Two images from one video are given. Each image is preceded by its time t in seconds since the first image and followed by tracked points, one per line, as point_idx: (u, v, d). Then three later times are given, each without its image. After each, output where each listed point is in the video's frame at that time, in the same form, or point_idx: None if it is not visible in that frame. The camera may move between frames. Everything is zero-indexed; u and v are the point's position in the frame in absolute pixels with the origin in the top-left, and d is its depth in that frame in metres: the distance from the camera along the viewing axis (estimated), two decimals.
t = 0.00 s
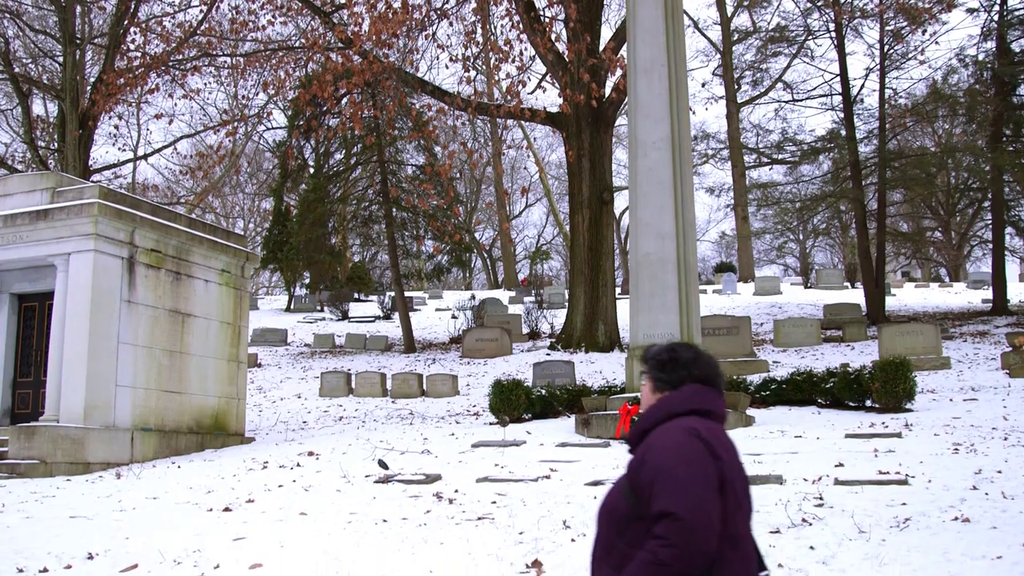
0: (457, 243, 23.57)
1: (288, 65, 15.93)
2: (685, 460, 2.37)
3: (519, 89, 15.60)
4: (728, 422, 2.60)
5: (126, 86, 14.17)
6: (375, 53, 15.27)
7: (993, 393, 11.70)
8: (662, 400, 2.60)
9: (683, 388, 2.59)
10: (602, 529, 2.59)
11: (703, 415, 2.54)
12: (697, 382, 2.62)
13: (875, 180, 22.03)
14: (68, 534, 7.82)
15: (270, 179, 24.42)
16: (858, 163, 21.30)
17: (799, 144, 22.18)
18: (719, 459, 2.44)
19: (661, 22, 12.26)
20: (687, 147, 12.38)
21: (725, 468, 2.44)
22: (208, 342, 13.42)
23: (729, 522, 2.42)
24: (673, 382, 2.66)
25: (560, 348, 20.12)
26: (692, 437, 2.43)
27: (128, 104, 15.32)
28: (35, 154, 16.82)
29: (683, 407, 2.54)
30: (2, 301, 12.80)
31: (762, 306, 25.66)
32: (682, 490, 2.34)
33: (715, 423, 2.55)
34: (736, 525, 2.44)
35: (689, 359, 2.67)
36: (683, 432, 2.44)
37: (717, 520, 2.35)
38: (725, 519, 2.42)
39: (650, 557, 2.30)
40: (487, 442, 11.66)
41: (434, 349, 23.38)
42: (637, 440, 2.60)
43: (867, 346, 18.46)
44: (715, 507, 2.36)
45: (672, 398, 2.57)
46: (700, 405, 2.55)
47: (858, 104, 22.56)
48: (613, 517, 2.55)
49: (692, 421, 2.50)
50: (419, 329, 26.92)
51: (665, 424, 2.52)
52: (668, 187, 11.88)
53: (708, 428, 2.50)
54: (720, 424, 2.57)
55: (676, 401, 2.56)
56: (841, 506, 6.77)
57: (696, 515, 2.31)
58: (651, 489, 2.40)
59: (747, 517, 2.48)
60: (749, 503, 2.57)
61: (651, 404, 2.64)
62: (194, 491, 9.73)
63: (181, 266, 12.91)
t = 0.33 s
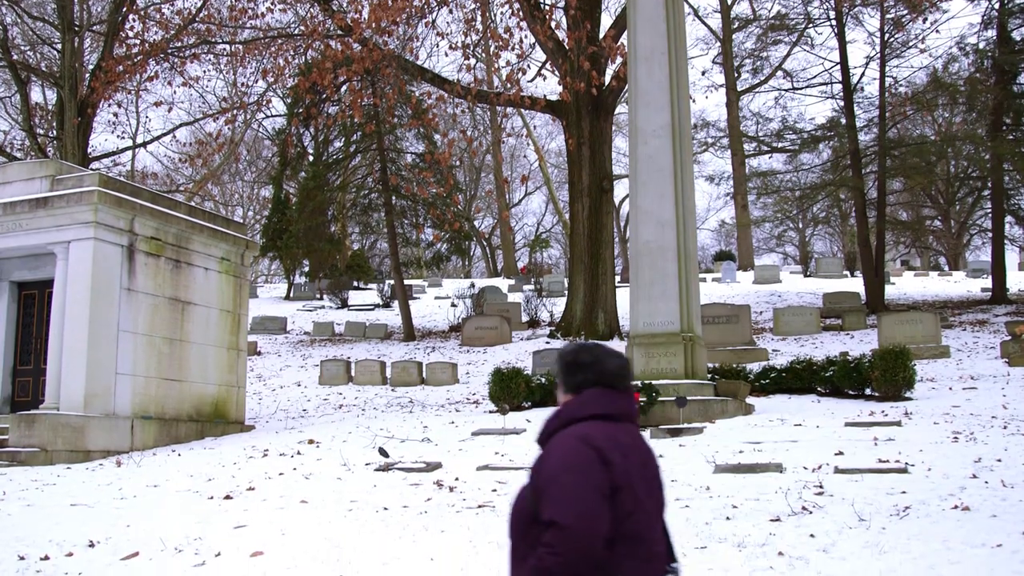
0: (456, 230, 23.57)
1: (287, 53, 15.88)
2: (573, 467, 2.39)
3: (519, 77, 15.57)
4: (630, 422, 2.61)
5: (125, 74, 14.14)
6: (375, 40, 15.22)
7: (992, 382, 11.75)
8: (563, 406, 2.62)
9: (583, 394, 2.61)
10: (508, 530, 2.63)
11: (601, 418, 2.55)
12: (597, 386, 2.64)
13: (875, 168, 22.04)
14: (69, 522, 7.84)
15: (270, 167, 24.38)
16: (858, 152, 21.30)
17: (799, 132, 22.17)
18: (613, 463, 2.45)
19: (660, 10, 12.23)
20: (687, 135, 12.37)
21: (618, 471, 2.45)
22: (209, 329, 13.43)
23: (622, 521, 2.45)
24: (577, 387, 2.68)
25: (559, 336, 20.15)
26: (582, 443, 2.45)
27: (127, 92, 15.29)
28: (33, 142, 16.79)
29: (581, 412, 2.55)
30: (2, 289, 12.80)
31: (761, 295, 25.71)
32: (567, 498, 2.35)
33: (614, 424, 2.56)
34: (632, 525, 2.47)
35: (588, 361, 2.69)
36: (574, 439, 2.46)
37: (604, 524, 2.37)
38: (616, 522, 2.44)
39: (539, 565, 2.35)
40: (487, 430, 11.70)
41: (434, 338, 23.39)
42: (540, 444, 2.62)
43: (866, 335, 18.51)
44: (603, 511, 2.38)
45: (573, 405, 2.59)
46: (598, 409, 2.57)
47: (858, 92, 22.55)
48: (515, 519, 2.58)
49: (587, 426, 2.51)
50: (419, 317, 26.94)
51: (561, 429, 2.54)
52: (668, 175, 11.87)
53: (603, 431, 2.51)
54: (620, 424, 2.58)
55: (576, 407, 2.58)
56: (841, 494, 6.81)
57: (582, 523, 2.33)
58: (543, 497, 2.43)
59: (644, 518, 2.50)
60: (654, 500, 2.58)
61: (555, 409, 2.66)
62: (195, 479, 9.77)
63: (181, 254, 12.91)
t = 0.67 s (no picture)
0: (456, 223, 23.55)
1: (286, 45, 15.84)
2: (487, 454, 2.56)
3: (518, 68, 15.54)
4: (551, 408, 2.77)
5: (124, 66, 14.13)
6: (375, 32, 15.17)
7: (992, 375, 11.79)
8: (487, 396, 2.79)
9: (504, 383, 2.78)
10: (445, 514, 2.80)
11: (521, 405, 2.72)
12: (519, 375, 2.80)
13: (875, 161, 22.02)
14: (71, 514, 7.86)
15: (270, 159, 24.36)
16: (858, 144, 21.29)
17: (799, 124, 22.16)
18: (528, 450, 2.61)
19: (660, 3, 12.21)
20: (688, 128, 12.36)
21: (534, 455, 2.62)
22: (210, 321, 13.46)
23: (540, 504, 2.62)
24: (500, 376, 2.84)
25: (560, 328, 20.16)
26: (498, 430, 2.62)
27: (126, 84, 15.26)
28: (32, 134, 16.76)
29: (502, 402, 2.72)
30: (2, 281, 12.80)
31: (761, 288, 25.73)
32: (481, 483, 2.52)
33: (533, 411, 2.72)
34: (551, 507, 2.62)
35: (509, 351, 2.85)
36: (490, 427, 2.63)
37: (518, 506, 2.53)
38: (532, 503, 2.60)
39: (458, 547, 2.51)
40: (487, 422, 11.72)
41: (433, 330, 23.41)
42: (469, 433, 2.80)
43: (866, 327, 18.54)
44: (518, 494, 2.54)
45: (496, 395, 2.76)
46: (518, 398, 2.73)
47: (858, 85, 22.54)
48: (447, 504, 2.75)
49: (506, 414, 2.69)
50: (419, 309, 26.95)
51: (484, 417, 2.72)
52: (668, 167, 11.87)
53: (521, 417, 2.67)
54: (540, 411, 2.74)
55: (497, 397, 2.75)
56: (841, 486, 6.84)
57: (496, 505, 2.50)
58: (464, 483, 2.60)
59: (565, 499, 2.65)
60: (577, 483, 2.73)
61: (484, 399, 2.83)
62: (196, 471, 9.79)
63: (181, 246, 12.90)
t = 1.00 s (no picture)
0: (456, 214, 23.55)
1: (286, 36, 15.79)
2: (438, 451, 2.59)
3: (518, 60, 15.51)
4: (497, 412, 2.82)
5: (123, 57, 14.10)
6: (375, 23, 15.13)
7: (992, 366, 11.82)
8: (435, 394, 2.81)
9: (455, 382, 2.80)
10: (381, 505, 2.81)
11: (470, 407, 2.75)
12: (472, 376, 2.84)
13: (875, 152, 22.02)
14: (72, 506, 7.88)
15: (269, 151, 24.33)
16: (857, 136, 21.29)
17: (799, 116, 22.15)
18: (476, 451, 2.66)
19: None
20: (688, 120, 12.35)
21: (481, 457, 2.66)
22: (210, 313, 13.46)
23: (482, 503, 2.66)
24: (452, 376, 2.86)
25: (559, 320, 20.18)
26: (450, 429, 2.65)
27: (125, 75, 15.24)
28: (30, 125, 16.72)
29: (454, 400, 2.75)
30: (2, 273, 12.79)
31: (760, 279, 25.75)
32: (431, 478, 2.55)
33: (481, 414, 2.76)
34: (492, 506, 2.68)
35: (463, 351, 2.88)
36: (443, 426, 2.66)
37: (463, 505, 2.57)
38: (475, 503, 2.64)
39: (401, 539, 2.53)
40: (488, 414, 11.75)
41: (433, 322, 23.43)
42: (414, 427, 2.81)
43: (865, 319, 18.56)
44: (464, 492, 2.58)
45: (447, 392, 2.78)
46: (469, 398, 2.76)
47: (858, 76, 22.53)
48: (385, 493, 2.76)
49: (457, 413, 2.71)
50: (419, 301, 26.97)
51: (434, 413, 2.73)
52: (669, 158, 11.87)
53: (471, 418, 2.71)
54: (488, 415, 2.78)
55: (448, 394, 2.78)
56: (841, 478, 6.87)
57: (443, 502, 2.53)
58: (411, 477, 2.62)
59: (502, 500, 2.70)
60: (515, 485, 2.79)
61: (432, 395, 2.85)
62: (196, 463, 9.81)
63: (181, 238, 12.89)
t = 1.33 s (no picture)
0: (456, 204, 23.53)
1: (286, 27, 15.74)
2: (392, 429, 2.63)
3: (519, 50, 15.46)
4: (443, 394, 2.88)
5: (123, 48, 14.07)
6: (375, 14, 15.08)
7: (992, 357, 11.85)
8: (380, 379, 2.86)
9: (400, 367, 2.85)
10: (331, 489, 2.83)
11: (418, 388, 2.80)
12: (416, 361, 2.89)
13: (876, 143, 22.00)
14: (75, 497, 7.91)
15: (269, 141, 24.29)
16: (858, 127, 21.27)
17: (800, 107, 22.11)
18: (426, 429, 2.71)
19: None
20: (689, 110, 12.34)
21: (432, 435, 2.72)
22: (210, 303, 13.47)
23: (433, 480, 2.70)
24: (395, 362, 2.91)
25: (560, 310, 20.20)
26: (401, 408, 2.70)
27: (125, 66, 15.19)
28: (30, 116, 16.66)
29: (401, 382, 2.79)
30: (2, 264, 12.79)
31: (761, 270, 25.77)
32: (386, 454, 2.60)
33: (428, 395, 2.82)
34: (443, 483, 2.72)
35: (403, 338, 2.94)
36: (394, 405, 2.71)
37: (417, 479, 2.61)
38: (429, 478, 2.69)
39: (359, 514, 2.56)
40: (489, 404, 11.78)
41: (434, 312, 23.45)
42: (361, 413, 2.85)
43: (866, 310, 18.59)
44: (418, 468, 2.63)
45: (392, 376, 2.83)
46: (415, 379, 2.82)
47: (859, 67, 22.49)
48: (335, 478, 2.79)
49: (406, 395, 2.76)
50: (420, 292, 26.99)
51: (382, 396, 2.78)
52: (669, 148, 11.88)
53: (419, 398, 2.77)
54: (434, 396, 2.84)
55: (394, 377, 2.83)
56: (843, 468, 6.90)
57: (399, 477, 2.58)
58: (364, 455, 2.66)
59: (452, 477, 2.75)
60: (463, 463, 2.85)
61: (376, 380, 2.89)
62: (198, 454, 9.84)
63: (182, 229, 12.89)
